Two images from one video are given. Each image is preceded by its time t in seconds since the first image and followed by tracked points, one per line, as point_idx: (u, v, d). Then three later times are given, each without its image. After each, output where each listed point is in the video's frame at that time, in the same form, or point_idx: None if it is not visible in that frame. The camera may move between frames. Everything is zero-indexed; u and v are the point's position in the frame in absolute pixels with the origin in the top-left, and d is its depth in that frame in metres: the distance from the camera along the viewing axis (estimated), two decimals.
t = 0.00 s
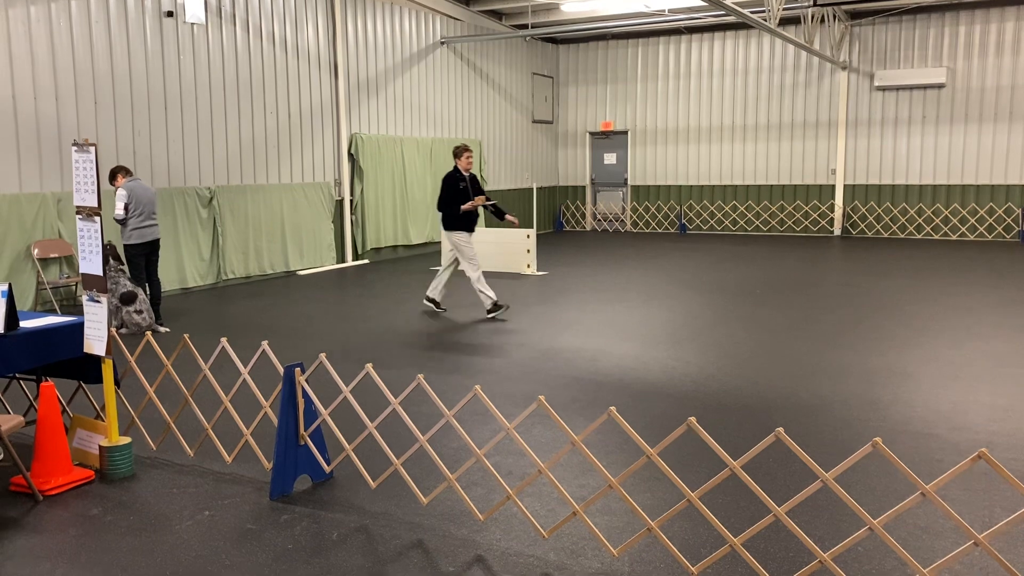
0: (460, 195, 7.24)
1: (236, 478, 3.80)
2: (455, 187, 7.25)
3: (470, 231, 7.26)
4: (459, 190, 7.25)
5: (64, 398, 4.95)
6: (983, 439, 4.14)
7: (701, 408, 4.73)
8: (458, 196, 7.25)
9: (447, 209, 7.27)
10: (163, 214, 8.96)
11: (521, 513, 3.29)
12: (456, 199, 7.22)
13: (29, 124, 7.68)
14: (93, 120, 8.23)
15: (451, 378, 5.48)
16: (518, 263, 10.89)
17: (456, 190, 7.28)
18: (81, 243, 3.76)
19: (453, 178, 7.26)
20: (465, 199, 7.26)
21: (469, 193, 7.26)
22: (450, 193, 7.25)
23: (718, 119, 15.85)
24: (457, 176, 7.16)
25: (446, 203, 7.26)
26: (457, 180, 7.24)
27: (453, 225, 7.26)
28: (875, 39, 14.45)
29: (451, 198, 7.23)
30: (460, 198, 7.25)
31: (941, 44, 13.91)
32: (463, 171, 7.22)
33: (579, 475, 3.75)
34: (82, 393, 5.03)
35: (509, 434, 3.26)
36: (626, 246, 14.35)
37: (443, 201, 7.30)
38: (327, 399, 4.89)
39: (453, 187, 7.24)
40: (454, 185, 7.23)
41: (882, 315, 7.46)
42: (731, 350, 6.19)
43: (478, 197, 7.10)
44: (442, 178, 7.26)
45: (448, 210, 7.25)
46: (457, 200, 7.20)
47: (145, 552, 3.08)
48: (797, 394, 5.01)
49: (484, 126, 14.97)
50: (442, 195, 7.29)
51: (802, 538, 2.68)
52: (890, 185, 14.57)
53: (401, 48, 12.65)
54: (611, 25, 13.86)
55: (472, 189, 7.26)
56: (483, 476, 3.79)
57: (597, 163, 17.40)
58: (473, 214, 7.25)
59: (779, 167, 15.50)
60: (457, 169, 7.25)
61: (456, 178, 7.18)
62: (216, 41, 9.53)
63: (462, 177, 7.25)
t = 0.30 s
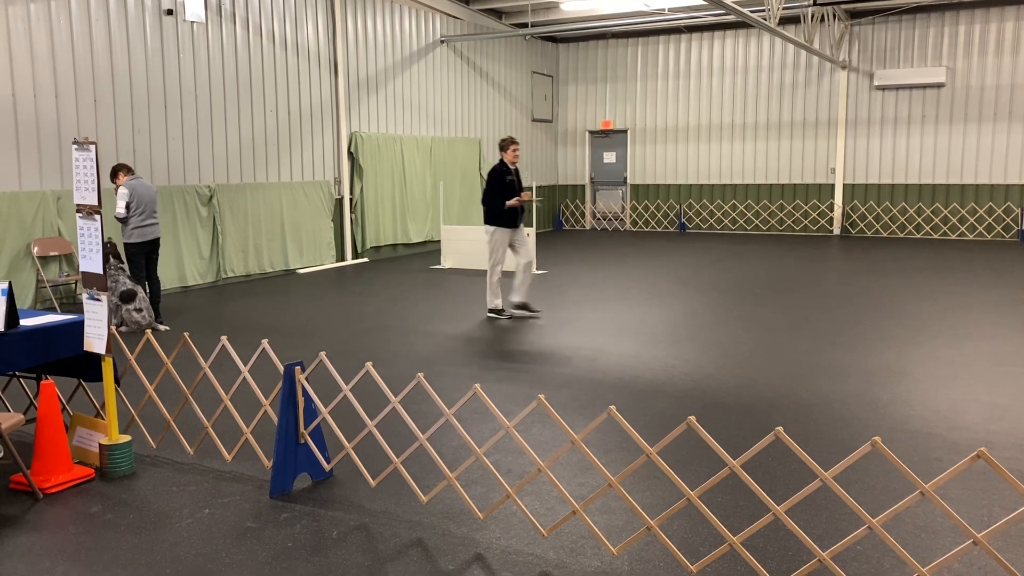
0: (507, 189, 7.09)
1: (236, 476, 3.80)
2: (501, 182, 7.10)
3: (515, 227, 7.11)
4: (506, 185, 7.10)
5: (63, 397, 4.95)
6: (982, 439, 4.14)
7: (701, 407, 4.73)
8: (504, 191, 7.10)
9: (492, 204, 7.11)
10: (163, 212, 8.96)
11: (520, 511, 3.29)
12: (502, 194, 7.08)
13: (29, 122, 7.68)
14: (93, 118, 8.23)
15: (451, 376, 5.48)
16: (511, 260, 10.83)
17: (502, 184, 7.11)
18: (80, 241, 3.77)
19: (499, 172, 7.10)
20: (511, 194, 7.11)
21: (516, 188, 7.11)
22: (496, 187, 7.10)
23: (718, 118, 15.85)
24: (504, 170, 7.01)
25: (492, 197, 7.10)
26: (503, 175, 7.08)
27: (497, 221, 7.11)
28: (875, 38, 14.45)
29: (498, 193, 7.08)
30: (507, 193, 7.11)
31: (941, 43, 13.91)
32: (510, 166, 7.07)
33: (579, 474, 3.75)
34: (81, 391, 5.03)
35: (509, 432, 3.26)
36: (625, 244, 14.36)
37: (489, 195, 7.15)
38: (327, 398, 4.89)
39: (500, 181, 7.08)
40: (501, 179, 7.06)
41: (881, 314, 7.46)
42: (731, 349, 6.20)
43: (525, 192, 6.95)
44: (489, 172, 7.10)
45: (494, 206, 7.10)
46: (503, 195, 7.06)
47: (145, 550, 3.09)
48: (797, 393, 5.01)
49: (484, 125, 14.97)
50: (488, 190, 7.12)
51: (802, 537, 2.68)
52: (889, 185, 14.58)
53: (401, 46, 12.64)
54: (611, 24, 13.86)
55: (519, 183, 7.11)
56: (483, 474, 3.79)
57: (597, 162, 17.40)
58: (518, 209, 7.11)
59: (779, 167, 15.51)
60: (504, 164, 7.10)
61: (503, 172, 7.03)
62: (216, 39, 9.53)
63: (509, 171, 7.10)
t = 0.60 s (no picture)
0: (556, 190, 6.85)
1: (235, 474, 3.80)
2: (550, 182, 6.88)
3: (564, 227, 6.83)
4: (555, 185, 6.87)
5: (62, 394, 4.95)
6: (981, 438, 4.15)
7: (701, 406, 4.74)
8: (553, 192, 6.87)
9: (541, 205, 6.89)
10: (163, 210, 8.96)
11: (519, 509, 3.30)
12: (552, 194, 6.84)
13: (29, 120, 7.68)
14: (93, 116, 8.22)
15: (450, 375, 5.49)
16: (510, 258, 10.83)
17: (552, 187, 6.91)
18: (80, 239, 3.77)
19: (548, 174, 6.91)
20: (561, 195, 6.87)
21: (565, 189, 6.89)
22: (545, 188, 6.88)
23: (718, 117, 15.85)
24: (553, 170, 6.82)
25: (542, 198, 6.88)
26: (552, 176, 6.88)
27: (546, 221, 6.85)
28: (875, 37, 14.44)
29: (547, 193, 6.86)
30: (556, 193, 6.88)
31: (942, 42, 13.90)
32: (560, 167, 6.89)
33: (577, 472, 3.76)
34: (81, 389, 5.03)
35: (508, 431, 3.26)
36: (625, 243, 14.35)
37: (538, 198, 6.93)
38: (326, 396, 4.89)
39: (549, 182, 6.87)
40: (550, 180, 6.86)
41: (880, 313, 7.46)
42: (730, 348, 6.20)
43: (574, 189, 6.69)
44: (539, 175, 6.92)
45: (543, 206, 6.86)
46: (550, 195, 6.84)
47: (144, 547, 3.09)
48: (796, 391, 5.01)
49: (484, 123, 14.97)
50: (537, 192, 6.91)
51: (800, 535, 2.69)
52: (889, 184, 14.59)
53: (401, 45, 12.63)
54: (611, 23, 13.87)
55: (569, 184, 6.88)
56: (482, 473, 3.79)
57: (597, 160, 17.40)
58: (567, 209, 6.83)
59: (778, 166, 15.51)
60: (553, 167, 6.93)
61: (553, 173, 6.83)
62: (216, 37, 9.52)
63: (558, 173, 6.91)
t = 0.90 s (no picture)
0: (601, 189, 6.65)
1: (234, 472, 3.81)
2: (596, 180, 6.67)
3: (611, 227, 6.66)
4: (601, 184, 6.67)
5: (62, 393, 4.96)
6: (979, 437, 4.15)
7: (699, 405, 4.74)
8: (599, 190, 6.67)
9: (587, 204, 6.71)
10: (163, 209, 8.96)
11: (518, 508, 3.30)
12: (597, 193, 6.66)
13: (28, 118, 7.68)
14: (92, 114, 8.22)
15: (449, 374, 5.49)
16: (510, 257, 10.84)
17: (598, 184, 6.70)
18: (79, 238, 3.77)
19: (595, 172, 6.69)
20: (607, 193, 6.68)
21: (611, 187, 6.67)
22: (591, 187, 6.68)
23: (718, 116, 15.85)
24: (598, 169, 6.59)
25: (588, 197, 6.70)
26: (599, 174, 6.65)
27: (593, 221, 6.69)
28: (875, 36, 14.44)
29: (591, 192, 6.67)
30: (602, 192, 6.68)
31: (942, 41, 13.90)
32: (606, 164, 6.65)
33: (576, 471, 3.76)
34: (80, 387, 5.04)
35: (507, 429, 3.26)
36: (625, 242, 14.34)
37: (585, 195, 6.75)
38: (325, 395, 4.89)
39: (594, 180, 6.67)
40: (596, 179, 6.65)
41: (880, 313, 7.46)
42: (730, 347, 6.20)
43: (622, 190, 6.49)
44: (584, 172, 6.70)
45: (590, 206, 6.68)
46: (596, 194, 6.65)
47: (143, 545, 3.09)
48: (796, 391, 5.01)
49: (483, 122, 14.96)
50: (583, 190, 6.72)
51: (798, 534, 2.69)
52: (888, 183, 14.60)
53: (401, 43, 12.63)
54: (611, 22, 13.85)
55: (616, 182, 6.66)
56: (481, 471, 3.79)
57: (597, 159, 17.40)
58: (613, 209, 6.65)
59: (778, 165, 15.51)
60: (600, 163, 6.69)
61: (598, 172, 6.61)
62: (215, 36, 9.52)
63: (605, 170, 6.67)
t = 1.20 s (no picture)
0: (656, 189, 6.21)
1: (232, 470, 3.80)
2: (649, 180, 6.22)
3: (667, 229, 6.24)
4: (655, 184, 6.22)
5: (61, 390, 4.95)
6: (979, 437, 4.14)
7: (699, 404, 4.73)
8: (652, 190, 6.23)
9: (641, 205, 6.27)
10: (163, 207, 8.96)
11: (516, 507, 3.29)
12: (651, 194, 6.21)
13: (28, 116, 7.67)
14: (92, 112, 8.22)
15: (449, 372, 5.48)
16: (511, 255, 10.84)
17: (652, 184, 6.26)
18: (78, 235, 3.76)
19: (648, 171, 6.22)
20: (662, 193, 6.23)
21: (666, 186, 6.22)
22: (644, 187, 6.23)
23: (719, 115, 15.84)
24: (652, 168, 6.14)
25: (641, 198, 6.26)
26: (653, 174, 6.19)
27: (646, 223, 6.26)
28: (876, 36, 14.43)
29: (645, 193, 6.23)
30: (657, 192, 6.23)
31: (942, 41, 13.89)
32: (659, 163, 6.17)
33: (575, 470, 3.75)
34: (79, 385, 5.03)
35: (505, 428, 3.25)
36: (625, 241, 14.34)
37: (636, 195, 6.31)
38: (324, 393, 4.89)
39: (648, 181, 6.21)
40: (649, 178, 6.20)
41: (880, 312, 7.44)
42: (730, 346, 6.19)
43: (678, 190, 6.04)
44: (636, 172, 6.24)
45: (643, 207, 6.24)
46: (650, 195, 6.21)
47: (141, 543, 3.09)
48: (796, 390, 5.01)
49: (484, 121, 14.95)
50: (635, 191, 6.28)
51: (798, 534, 2.68)
52: (888, 183, 14.60)
53: (401, 42, 12.62)
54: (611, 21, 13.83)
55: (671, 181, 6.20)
56: (480, 470, 3.79)
57: (597, 158, 17.39)
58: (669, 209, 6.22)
59: (778, 164, 15.50)
60: (652, 161, 6.21)
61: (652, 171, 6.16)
62: (215, 34, 9.51)
63: (659, 169, 6.21)
